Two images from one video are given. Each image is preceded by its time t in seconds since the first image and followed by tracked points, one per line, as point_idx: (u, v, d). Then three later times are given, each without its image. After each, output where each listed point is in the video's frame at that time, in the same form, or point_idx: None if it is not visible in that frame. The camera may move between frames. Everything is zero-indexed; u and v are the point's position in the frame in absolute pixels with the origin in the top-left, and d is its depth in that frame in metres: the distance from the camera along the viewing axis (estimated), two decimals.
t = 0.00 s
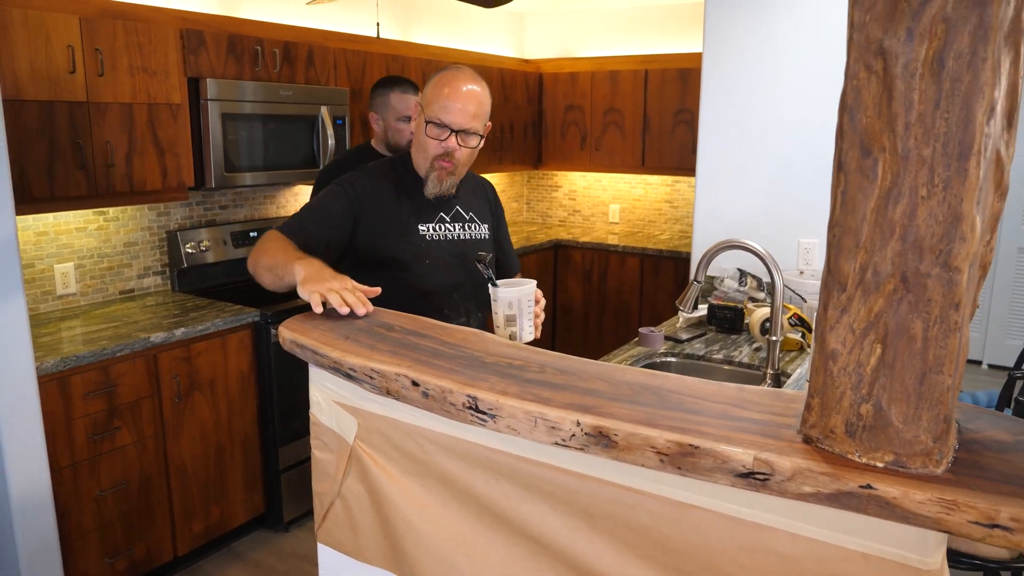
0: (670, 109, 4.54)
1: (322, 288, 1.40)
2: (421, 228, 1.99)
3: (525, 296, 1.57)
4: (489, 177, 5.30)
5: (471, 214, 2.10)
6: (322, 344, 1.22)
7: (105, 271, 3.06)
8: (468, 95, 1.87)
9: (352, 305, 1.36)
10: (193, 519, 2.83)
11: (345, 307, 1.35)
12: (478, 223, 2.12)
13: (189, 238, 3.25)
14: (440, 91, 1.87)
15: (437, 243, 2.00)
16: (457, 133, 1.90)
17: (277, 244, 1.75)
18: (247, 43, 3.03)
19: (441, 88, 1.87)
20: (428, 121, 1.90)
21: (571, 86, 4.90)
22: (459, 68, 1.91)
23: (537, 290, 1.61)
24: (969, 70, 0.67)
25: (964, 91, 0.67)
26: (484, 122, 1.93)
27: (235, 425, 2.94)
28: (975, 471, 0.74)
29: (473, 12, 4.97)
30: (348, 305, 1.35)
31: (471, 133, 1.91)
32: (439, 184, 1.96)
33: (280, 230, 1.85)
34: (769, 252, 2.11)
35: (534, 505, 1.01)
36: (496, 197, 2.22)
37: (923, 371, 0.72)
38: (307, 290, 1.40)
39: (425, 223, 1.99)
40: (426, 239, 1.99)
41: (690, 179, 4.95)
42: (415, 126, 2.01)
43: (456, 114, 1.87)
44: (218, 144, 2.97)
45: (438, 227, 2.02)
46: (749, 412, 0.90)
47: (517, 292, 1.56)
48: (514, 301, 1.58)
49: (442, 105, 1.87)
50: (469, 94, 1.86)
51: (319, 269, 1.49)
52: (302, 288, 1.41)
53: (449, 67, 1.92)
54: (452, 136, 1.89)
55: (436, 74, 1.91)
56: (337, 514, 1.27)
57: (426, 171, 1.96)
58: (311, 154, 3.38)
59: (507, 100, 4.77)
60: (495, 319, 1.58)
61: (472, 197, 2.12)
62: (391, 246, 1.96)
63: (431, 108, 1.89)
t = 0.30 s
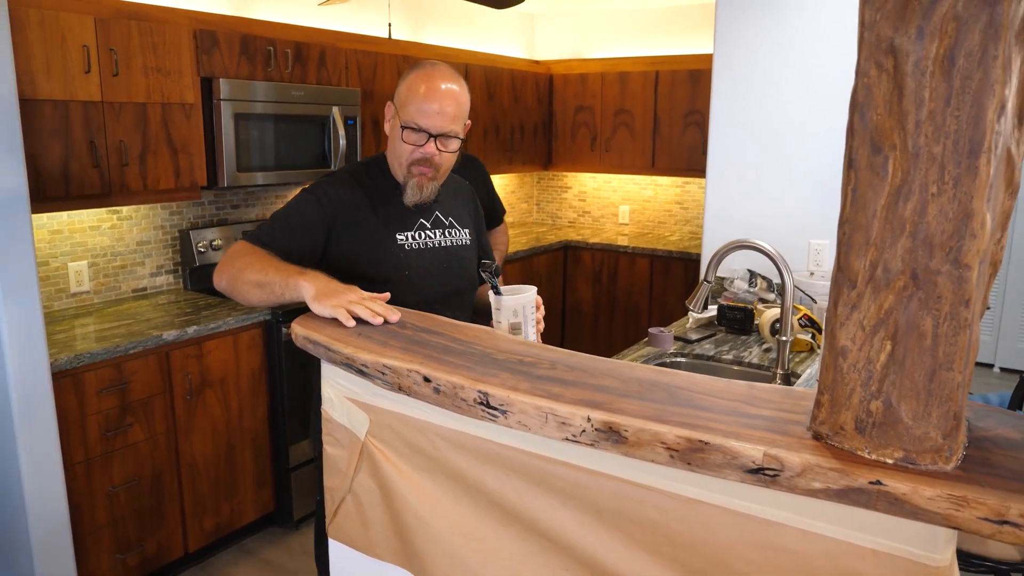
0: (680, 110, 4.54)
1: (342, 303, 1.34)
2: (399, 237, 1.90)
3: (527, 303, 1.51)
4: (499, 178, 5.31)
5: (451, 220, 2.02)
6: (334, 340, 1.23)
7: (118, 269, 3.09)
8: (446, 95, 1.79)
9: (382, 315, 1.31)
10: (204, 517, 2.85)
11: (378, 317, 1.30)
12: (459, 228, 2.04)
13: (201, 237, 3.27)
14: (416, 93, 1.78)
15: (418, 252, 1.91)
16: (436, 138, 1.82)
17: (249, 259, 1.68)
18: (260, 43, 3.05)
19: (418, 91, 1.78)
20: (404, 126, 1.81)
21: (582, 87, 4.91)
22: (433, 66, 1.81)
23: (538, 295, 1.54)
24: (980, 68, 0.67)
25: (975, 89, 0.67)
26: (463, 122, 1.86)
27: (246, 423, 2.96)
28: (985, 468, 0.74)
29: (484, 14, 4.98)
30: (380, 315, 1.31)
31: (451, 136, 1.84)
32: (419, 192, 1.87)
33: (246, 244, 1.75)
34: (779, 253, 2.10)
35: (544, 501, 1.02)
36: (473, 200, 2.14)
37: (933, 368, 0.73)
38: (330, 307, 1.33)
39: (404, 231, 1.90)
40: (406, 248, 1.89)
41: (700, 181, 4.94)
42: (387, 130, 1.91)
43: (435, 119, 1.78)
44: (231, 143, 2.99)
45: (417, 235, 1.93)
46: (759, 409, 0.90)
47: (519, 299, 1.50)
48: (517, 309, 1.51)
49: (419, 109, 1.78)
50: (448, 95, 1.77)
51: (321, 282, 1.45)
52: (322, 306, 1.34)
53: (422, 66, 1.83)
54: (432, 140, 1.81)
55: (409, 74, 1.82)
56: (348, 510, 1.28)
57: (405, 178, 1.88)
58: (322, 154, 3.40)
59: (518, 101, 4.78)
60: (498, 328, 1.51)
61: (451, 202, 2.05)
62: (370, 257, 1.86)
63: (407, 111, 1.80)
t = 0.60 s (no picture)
0: (693, 113, 4.53)
1: (383, 322, 1.25)
2: (395, 244, 1.81)
3: (532, 307, 1.51)
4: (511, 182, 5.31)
5: (443, 224, 1.96)
6: (347, 343, 1.24)
7: (134, 272, 3.13)
8: (442, 92, 1.72)
9: (426, 333, 1.23)
10: (218, 518, 2.87)
11: (426, 335, 1.22)
12: (450, 232, 1.98)
13: (216, 241, 3.29)
14: (411, 92, 1.70)
15: (415, 259, 1.84)
16: (436, 138, 1.75)
17: (254, 271, 1.52)
18: (274, 48, 3.08)
19: (415, 90, 1.70)
20: (401, 127, 1.72)
21: (595, 91, 4.91)
22: (424, 65, 1.74)
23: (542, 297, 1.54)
24: (993, 71, 0.67)
25: (988, 91, 0.67)
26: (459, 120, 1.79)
27: (260, 426, 2.98)
28: (999, 472, 0.74)
29: (497, 18, 5.00)
30: (424, 333, 1.23)
31: (449, 135, 1.77)
32: (420, 197, 1.78)
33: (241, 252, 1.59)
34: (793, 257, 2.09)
35: (556, 504, 1.02)
36: (457, 204, 2.08)
37: (946, 371, 0.72)
38: (370, 326, 1.24)
39: (400, 238, 1.82)
40: (403, 255, 1.82)
41: (713, 184, 4.93)
42: (376, 135, 1.82)
43: (436, 118, 1.72)
44: (246, 147, 3.02)
45: (412, 241, 1.85)
46: (771, 412, 0.90)
47: (524, 303, 1.49)
48: (522, 313, 1.50)
49: (418, 109, 1.70)
50: (446, 93, 1.72)
51: (354, 300, 1.33)
52: (360, 325, 1.25)
53: (410, 64, 1.75)
54: (432, 141, 1.74)
55: (398, 74, 1.75)
56: (361, 512, 1.29)
57: (402, 183, 1.78)
58: (336, 158, 3.43)
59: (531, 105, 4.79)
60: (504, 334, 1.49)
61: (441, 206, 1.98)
62: (369, 266, 1.76)
63: (401, 111, 1.71)
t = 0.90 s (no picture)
0: (702, 115, 4.52)
1: (452, 342, 1.16)
2: (402, 249, 1.81)
3: (539, 303, 1.51)
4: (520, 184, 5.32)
5: (442, 226, 1.97)
6: (357, 344, 1.25)
7: (144, 274, 3.15)
8: (448, 92, 1.73)
9: (502, 351, 1.13)
10: (227, 519, 2.88)
11: (503, 353, 1.13)
12: (449, 234, 1.99)
13: (226, 243, 3.32)
14: (418, 92, 1.70)
15: (420, 263, 1.85)
16: (443, 139, 1.75)
17: (304, 280, 1.37)
18: (284, 51, 3.10)
19: (420, 90, 1.70)
20: (409, 129, 1.72)
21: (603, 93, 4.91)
22: (425, 65, 1.74)
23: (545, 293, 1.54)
24: (1001, 71, 0.67)
25: (995, 91, 0.67)
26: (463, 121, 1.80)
27: (269, 427, 2.99)
28: (1007, 473, 0.74)
29: (506, 21, 5.01)
30: (500, 352, 1.13)
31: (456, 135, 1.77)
32: (429, 197, 1.78)
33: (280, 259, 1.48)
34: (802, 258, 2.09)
35: (563, 504, 1.02)
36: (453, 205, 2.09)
37: (954, 372, 0.72)
38: (442, 346, 1.14)
39: (406, 242, 1.82)
40: (409, 259, 1.82)
41: (722, 187, 4.92)
42: (378, 136, 1.80)
43: (443, 118, 1.72)
44: (255, 148, 3.04)
45: (417, 245, 1.85)
46: (778, 413, 0.90)
47: (531, 299, 1.50)
48: (529, 310, 1.51)
49: (424, 110, 1.70)
50: (451, 92, 1.72)
51: (419, 318, 1.22)
52: (430, 346, 1.14)
53: (412, 65, 1.75)
54: (440, 141, 1.74)
55: (402, 74, 1.74)
56: (368, 513, 1.30)
57: (410, 185, 1.77)
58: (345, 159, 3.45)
59: (540, 108, 4.79)
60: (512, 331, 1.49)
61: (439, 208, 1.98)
62: (380, 271, 1.75)
63: (409, 112, 1.71)
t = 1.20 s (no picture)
0: (703, 122, 4.54)
1: (518, 361, 1.09)
2: (403, 258, 1.81)
3: (537, 306, 1.52)
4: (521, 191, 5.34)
5: (437, 233, 1.97)
6: (359, 349, 1.26)
7: (147, 281, 3.16)
8: (448, 102, 1.73)
9: (571, 372, 1.07)
10: (229, 526, 2.89)
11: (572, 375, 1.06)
12: (444, 242, 2.00)
13: (228, 250, 3.33)
14: (417, 103, 1.70)
15: (419, 271, 1.85)
16: (443, 149, 1.75)
17: (365, 287, 1.30)
18: (287, 59, 3.12)
19: (420, 101, 1.69)
20: (409, 140, 1.72)
21: (604, 101, 4.93)
22: (425, 73, 1.73)
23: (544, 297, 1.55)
24: (994, 79, 0.68)
25: (989, 99, 0.68)
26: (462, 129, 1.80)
27: (271, 433, 3.00)
28: (1004, 476, 0.74)
29: (508, 29, 5.04)
30: (569, 373, 1.07)
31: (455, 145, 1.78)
32: (429, 208, 1.80)
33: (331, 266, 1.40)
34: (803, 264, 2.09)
35: (564, 509, 1.03)
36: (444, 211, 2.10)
37: (951, 376, 0.73)
38: (508, 367, 1.07)
39: (406, 251, 1.82)
40: (410, 268, 1.82)
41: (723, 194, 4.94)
42: (377, 145, 1.80)
43: (442, 128, 1.72)
44: (258, 155, 3.05)
45: (416, 254, 1.85)
46: (777, 417, 0.91)
47: (529, 303, 1.50)
48: (527, 313, 1.51)
49: (424, 120, 1.70)
50: (451, 102, 1.72)
51: (482, 334, 1.15)
52: (494, 366, 1.07)
53: (411, 73, 1.74)
54: (440, 152, 1.75)
55: (401, 83, 1.73)
56: (371, 517, 1.30)
57: (410, 196, 1.78)
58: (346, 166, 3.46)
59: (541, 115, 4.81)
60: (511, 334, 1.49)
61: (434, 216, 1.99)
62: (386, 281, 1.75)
63: (408, 123, 1.71)
